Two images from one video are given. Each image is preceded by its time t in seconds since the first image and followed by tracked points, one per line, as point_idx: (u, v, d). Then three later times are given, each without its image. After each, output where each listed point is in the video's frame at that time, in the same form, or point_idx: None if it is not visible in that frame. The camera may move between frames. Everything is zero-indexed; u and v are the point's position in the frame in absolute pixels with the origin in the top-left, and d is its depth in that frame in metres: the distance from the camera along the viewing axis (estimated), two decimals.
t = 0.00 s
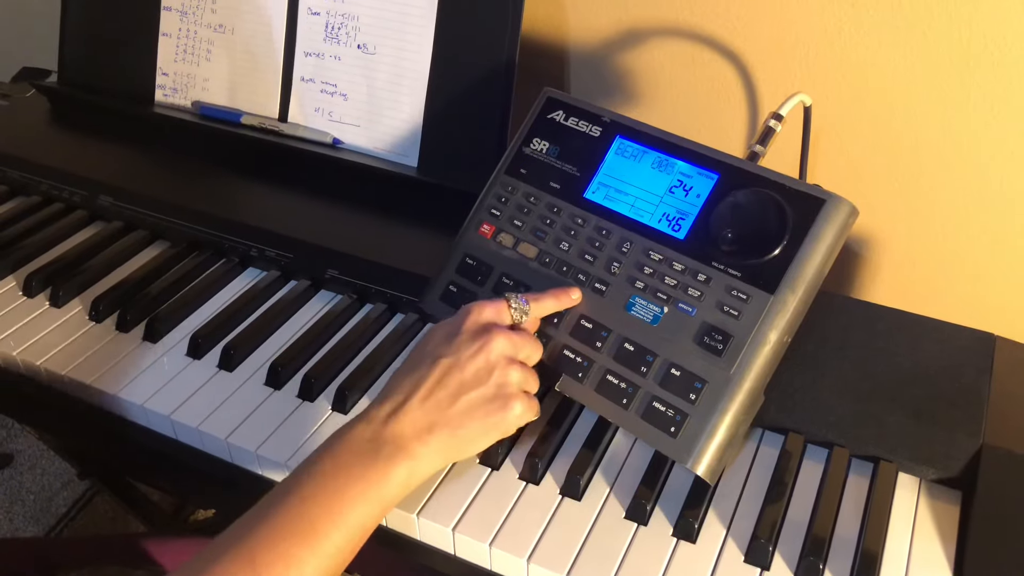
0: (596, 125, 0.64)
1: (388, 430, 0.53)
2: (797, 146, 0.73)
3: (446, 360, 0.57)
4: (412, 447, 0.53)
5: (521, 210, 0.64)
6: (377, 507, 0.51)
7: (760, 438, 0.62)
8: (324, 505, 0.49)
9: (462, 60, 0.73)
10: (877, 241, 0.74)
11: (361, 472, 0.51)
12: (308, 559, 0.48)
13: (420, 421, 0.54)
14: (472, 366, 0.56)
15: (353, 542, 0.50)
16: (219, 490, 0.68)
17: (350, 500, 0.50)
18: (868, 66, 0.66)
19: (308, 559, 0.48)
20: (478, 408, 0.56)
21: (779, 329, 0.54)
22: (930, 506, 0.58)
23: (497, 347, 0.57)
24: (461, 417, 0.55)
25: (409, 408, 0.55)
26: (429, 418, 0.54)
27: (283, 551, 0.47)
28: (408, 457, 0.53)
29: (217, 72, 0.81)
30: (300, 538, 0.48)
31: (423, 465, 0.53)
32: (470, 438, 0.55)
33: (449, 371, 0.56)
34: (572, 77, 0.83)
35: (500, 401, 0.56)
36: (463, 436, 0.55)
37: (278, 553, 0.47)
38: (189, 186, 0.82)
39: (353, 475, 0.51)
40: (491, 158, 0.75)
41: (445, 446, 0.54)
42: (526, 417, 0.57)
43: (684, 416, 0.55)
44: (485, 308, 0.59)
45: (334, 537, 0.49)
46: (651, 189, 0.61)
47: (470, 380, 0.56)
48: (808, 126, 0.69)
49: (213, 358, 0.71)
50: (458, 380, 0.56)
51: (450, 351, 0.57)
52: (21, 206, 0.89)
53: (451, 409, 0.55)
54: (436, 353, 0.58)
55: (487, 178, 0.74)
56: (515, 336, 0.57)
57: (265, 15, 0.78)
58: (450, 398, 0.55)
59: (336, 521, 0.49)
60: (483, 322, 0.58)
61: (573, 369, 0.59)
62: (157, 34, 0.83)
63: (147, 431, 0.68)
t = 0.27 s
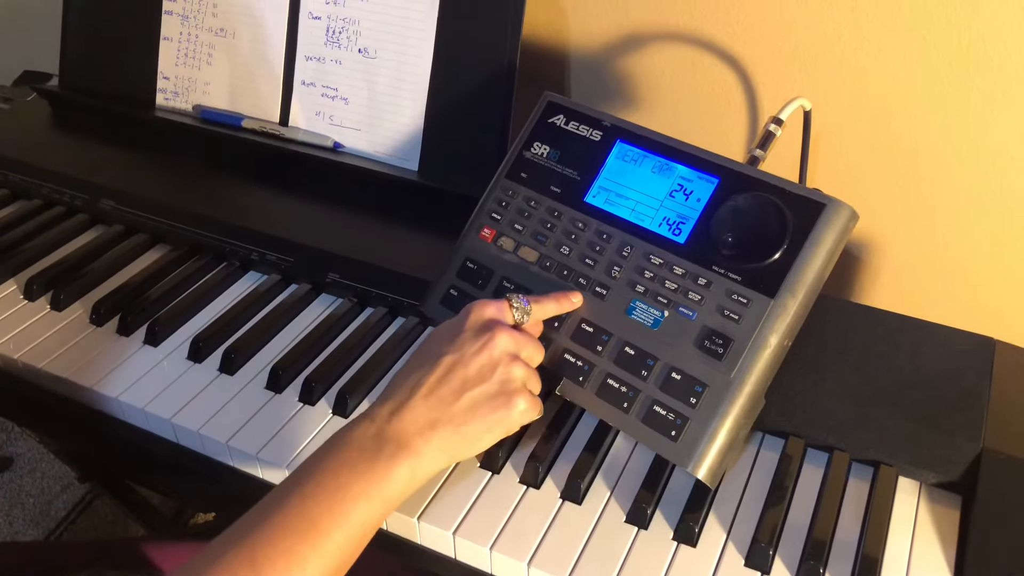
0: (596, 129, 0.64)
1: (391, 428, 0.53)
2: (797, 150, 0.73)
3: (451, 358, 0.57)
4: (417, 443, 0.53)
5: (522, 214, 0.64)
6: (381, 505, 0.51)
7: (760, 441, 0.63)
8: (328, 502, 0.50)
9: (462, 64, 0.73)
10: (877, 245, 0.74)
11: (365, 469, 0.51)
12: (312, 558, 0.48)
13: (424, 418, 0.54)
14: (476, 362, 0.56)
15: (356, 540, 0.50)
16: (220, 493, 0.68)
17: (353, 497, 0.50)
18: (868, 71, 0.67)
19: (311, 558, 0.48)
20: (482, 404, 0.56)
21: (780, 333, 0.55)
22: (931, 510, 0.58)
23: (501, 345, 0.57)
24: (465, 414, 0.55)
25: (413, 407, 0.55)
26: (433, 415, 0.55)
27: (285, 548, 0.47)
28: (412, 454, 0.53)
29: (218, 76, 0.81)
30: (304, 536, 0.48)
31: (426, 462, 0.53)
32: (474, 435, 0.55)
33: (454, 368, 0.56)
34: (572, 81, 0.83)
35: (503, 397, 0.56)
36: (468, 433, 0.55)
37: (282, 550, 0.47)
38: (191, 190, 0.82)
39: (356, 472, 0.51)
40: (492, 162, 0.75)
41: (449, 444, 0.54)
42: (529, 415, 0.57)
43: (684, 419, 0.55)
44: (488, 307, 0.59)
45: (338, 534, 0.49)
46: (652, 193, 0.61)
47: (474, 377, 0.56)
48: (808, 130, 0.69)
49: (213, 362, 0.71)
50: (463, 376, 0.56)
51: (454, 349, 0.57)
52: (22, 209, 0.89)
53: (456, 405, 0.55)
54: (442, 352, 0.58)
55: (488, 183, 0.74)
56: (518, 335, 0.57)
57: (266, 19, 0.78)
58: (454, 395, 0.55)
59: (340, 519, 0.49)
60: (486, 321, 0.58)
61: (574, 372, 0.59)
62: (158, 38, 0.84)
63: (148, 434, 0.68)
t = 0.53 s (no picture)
0: (600, 131, 0.64)
1: (395, 425, 0.54)
2: (800, 153, 0.73)
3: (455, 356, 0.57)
4: (421, 439, 0.53)
5: (525, 215, 0.64)
6: (384, 502, 0.51)
7: (763, 444, 0.62)
8: (331, 498, 0.50)
9: (465, 65, 0.73)
10: (880, 248, 0.74)
11: (367, 466, 0.51)
12: (314, 555, 0.48)
13: (427, 415, 0.54)
14: (481, 359, 0.57)
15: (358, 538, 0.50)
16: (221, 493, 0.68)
17: (356, 494, 0.50)
18: (872, 73, 0.67)
19: (313, 554, 0.47)
20: (486, 400, 0.56)
21: (783, 335, 0.54)
22: (934, 513, 0.58)
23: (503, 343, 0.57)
24: (470, 411, 0.55)
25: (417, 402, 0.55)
26: (437, 412, 0.55)
27: (287, 544, 0.47)
28: (415, 451, 0.53)
29: (221, 76, 0.81)
30: (307, 532, 0.48)
31: (431, 459, 0.53)
32: (477, 432, 0.55)
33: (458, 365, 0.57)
34: (576, 83, 0.83)
35: (508, 394, 0.56)
36: (472, 430, 0.55)
37: (283, 546, 0.47)
38: (193, 190, 0.82)
39: (358, 469, 0.51)
40: (495, 163, 0.75)
41: (453, 440, 0.54)
42: (534, 413, 0.57)
43: (687, 421, 0.55)
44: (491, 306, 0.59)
45: (340, 532, 0.49)
46: (655, 195, 0.61)
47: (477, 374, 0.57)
48: (811, 132, 0.69)
49: (215, 362, 0.71)
50: (467, 372, 0.56)
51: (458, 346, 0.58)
52: (24, 208, 0.89)
53: (459, 403, 0.55)
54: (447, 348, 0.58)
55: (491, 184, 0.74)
56: (522, 333, 0.58)
57: (269, 19, 0.78)
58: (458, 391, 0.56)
59: (342, 517, 0.49)
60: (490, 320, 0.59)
61: (576, 374, 0.59)
62: (160, 38, 0.84)
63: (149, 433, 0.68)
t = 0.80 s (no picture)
0: (599, 132, 0.64)
1: (385, 422, 0.53)
2: (800, 154, 0.73)
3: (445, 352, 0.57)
4: (409, 433, 0.52)
5: (524, 217, 0.64)
6: (375, 497, 0.50)
7: (762, 447, 0.62)
8: (319, 494, 0.49)
9: (465, 67, 0.73)
10: (880, 250, 0.74)
11: (355, 460, 0.50)
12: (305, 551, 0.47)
13: (415, 408, 0.54)
14: (475, 352, 0.57)
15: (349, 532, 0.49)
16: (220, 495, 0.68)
17: (346, 489, 0.49)
18: (872, 74, 0.66)
19: (304, 551, 0.47)
20: (467, 400, 0.55)
21: (783, 337, 0.54)
22: (933, 516, 0.57)
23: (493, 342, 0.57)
24: (459, 404, 0.55)
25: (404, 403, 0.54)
26: (427, 405, 0.54)
27: (277, 542, 0.47)
28: (405, 443, 0.52)
29: (221, 77, 0.81)
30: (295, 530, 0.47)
31: (420, 450, 0.52)
32: (467, 425, 0.55)
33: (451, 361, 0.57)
34: (575, 84, 0.83)
35: (501, 386, 0.57)
36: (462, 421, 0.54)
37: (272, 544, 0.46)
38: (192, 191, 0.82)
39: (345, 461, 0.50)
40: (494, 165, 0.75)
41: (443, 432, 0.54)
42: (527, 406, 0.57)
43: (686, 424, 0.55)
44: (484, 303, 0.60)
45: (332, 526, 0.48)
46: (655, 197, 0.61)
47: (462, 369, 0.56)
48: (811, 133, 0.69)
49: (213, 365, 0.71)
50: (458, 366, 0.56)
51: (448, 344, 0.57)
52: (23, 209, 0.89)
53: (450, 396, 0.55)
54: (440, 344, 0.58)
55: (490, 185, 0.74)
56: (519, 328, 0.59)
57: (268, 20, 0.78)
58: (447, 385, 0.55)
59: (333, 512, 0.48)
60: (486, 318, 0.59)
61: (575, 376, 0.59)
62: (160, 39, 0.84)
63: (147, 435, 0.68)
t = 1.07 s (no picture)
0: (594, 132, 0.64)
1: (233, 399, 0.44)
2: (796, 154, 0.73)
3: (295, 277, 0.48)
4: (269, 392, 0.44)
5: (518, 217, 0.64)
6: (255, 471, 0.42)
7: (758, 447, 0.62)
8: (190, 494, 0.40)
9: (460, 66, 0.72)
10: (876, 250, 0.74)
11: (225, 442, 0.42)
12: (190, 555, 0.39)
13: (268, 376, 0.45)
14: (325, 259, 0.48)
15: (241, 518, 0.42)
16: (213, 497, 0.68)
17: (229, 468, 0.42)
18: (868, 73, 0.66)
19: (192, 553, 0.40)
20: (349, 304, 0.48)
21: (778, 338, 0.54)
22: (929, 517, 0.57)
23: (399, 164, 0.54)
24: (313, 338, 0.46)
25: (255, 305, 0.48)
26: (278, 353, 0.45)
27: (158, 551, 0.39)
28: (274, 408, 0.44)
29: (216, 77, 0.81)
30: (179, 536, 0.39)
31: (291, 405, 0.44)
32: (331, 364, 0.46)
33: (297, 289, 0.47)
34: (571, 82, 0.83)
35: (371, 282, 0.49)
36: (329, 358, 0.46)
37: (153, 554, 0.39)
38: (188, 191, 0.81)
39: (216, 446, 0.42)
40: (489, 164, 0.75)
41: (309, 375, 0.45)
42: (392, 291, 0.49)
43: (681, 425, 0.54)
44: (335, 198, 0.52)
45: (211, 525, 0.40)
46: (650, 197, 0.61)
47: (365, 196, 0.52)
48: (807, 132, 0.69)
49: (206, 366, 0.70)
50: (300, 309, 0.47)
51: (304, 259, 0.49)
52: (17, 209, 0.88)
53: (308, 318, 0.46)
54: (269, 289, 0.48)
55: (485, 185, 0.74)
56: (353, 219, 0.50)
57: (263, 19, 0.78)
58: (302, 316, 0.47)
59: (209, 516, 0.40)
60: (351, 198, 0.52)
61: (569, 377, 0.58)
62: (155, 38, 0.83)
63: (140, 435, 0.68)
